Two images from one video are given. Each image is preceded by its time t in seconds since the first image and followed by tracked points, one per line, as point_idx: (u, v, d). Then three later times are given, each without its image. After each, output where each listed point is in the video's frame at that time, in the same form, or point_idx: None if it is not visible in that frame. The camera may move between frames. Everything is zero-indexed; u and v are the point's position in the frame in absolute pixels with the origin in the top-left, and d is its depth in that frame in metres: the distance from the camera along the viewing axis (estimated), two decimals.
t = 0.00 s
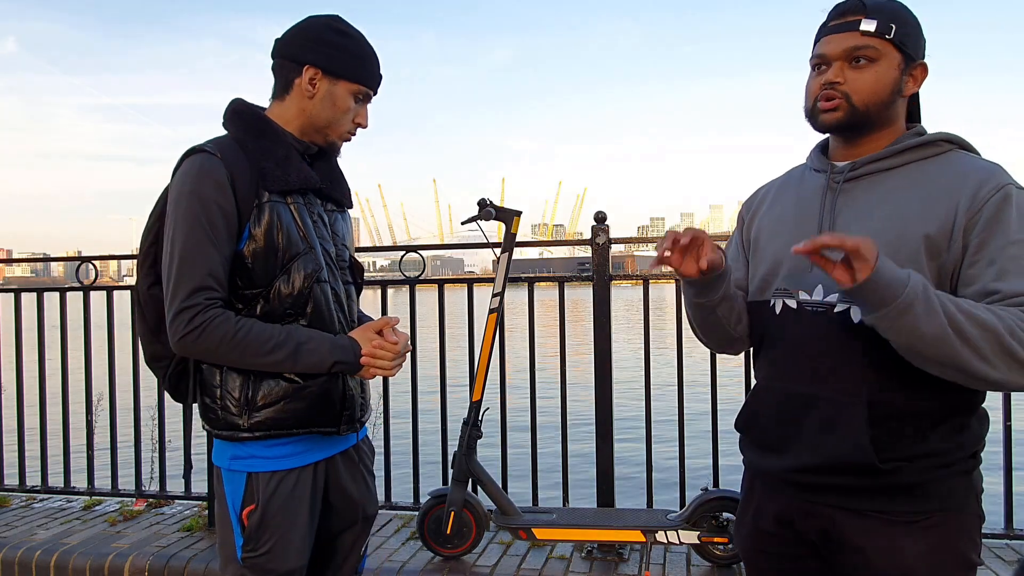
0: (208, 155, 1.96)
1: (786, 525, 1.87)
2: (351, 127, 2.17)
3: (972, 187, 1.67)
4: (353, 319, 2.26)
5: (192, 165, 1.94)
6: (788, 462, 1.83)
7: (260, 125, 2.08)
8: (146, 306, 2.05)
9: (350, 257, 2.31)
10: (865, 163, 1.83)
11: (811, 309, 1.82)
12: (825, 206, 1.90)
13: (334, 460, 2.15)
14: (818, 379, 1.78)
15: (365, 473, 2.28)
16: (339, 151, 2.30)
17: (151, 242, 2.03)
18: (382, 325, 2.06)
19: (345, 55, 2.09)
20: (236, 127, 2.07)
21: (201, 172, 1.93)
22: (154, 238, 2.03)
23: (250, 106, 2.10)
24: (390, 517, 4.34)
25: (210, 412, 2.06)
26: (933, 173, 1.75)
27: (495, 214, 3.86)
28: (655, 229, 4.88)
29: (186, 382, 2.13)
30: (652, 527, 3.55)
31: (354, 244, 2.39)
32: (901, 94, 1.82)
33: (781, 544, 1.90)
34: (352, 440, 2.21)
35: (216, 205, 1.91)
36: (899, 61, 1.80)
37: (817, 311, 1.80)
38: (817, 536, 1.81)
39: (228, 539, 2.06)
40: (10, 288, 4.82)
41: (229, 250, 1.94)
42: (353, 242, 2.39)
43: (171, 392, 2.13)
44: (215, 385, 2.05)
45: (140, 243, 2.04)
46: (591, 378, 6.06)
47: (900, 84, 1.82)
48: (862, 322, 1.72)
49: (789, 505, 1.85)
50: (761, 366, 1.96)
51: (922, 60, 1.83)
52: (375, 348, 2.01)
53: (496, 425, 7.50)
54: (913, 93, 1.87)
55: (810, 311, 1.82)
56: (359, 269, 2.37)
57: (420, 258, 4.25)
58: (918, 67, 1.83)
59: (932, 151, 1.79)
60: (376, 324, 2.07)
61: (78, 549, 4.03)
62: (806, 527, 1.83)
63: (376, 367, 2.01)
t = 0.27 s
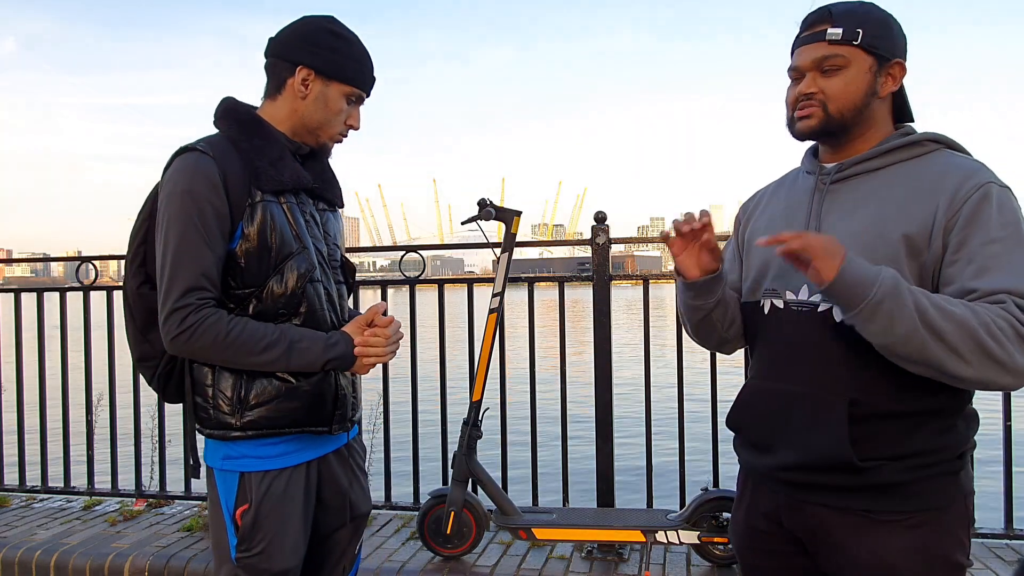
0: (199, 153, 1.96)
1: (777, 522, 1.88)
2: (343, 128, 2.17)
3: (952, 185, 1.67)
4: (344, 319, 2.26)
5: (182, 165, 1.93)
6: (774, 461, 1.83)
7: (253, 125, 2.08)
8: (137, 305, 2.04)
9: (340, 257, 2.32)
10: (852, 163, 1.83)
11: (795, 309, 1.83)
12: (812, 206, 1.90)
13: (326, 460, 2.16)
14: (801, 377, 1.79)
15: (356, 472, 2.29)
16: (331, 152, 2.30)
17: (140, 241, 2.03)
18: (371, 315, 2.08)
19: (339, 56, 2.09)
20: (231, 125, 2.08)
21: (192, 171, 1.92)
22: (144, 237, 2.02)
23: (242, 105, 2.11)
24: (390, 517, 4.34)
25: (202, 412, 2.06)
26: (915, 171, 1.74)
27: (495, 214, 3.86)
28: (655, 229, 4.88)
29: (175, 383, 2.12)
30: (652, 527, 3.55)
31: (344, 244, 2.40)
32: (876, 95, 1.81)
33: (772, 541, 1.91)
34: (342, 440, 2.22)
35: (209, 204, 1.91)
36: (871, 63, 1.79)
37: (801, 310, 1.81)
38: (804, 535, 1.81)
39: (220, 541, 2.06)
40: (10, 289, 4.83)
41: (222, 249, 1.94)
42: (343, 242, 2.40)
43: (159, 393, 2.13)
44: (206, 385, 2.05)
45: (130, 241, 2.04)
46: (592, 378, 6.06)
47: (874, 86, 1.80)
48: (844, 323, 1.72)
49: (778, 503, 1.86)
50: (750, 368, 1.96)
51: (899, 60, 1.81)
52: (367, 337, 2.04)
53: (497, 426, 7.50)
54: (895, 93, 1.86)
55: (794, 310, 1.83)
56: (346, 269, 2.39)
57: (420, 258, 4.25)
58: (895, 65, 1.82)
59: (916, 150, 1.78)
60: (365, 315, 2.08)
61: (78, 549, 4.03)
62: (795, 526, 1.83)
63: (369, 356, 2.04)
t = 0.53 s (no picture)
0: (184, 153, 1.96)
1: (771, 519, 1.89)
2: (331, 126, 2.16)
3: (931, 181, 1.66)
4: (334, 318, 2.26)
5: (163, 167, 1.94)
6: (767, 457, 1.85)
7: (238, 123, 2.07)
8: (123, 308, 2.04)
9: (331, 257, 2.32)
10: (840, 163, 1.83)
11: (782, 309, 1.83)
12: (802, 204, 1.91)
13: (318, 459, 2.15)
14: (790, 375, 1.80)
15: (351, 471, 2.29)
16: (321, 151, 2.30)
17: (128, 241, 2.03)
18: (362, 318, 2.05)
19: (326, 54, 2.09)
20: (216, 124, 2.07)
21: (175, 171, 1.92)
22: (131, 238, 2.03)
23: (229, 104, 2.10)
24: (390, 516, 4.34)
25: (190, 413, 2.06)
26: (897, 170, 1.74)
27: (495, 214, 3.86)
28: (655, 229, 4.88)
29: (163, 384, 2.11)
30: (652, 527, 3.55)
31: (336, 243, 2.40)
32: (884, 97, 1.83)
33: (767, 538, 1.92)
34: (335, 439, 2.22)
35: (193, 204, 1.91)
36: (881, 65, 1.80)
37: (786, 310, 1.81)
38: (796, 531, 1.82)
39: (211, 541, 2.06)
40: (10, 289, 4.83)
41: (207, 249, 1.94)
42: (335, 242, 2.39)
43: (150, 394, 2.13)
44: (193, 386, 2.04)
45: (119, 242, 2.04)
46: (592, 378, 6.05)
47: (883, 87, 1.82)
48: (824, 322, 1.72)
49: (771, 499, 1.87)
50: (747, 367, 1.96)
51: (900, 63, 1.84)
52: (357, 340, 2.02)
53: (497, 426, 7.50)
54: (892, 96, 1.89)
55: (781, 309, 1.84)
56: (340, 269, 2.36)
57: (420, 258, 4.25)
58: (897, 68, 1.85)
59: (901, 148, 1.77)
60: (356, 318, 2.06)
61: (78, 549, 4.03)
62: (788, 523, 1.84)
63: (358, 359, 2.01)
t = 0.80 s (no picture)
0: (167, 153, 1.96)
1: (774, 520, 1.89)
2: (315, 124, 2.16)
3: (938, 181, 1.66)
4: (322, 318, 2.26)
5: (146, 168, 1.93)
6: (770, 458, 1.85)
7: (224, 123, 2.08)
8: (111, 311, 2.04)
9: (319, 257, 2.32)
10: (846, 163, 1.83)
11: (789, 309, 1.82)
12: (806, 205, 1.90)
13: (310, 461, 2.15)
14: (796, 376, 1.80)
15: (348, 472, 2.28)
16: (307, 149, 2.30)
17: (113, 244, 2.02)
18: (350, 319, 2.04)
19: (308, 51, 2.08)
20: (201, 125, 2.07)
21: (157, 171, 1.92)
22: (116, 241, 2.01)
23: (214, 104, 2.10)
24: (390, 517, 4.34)
25: (175, 416, 2.05)
26: (903, 171, 1.74)
27: (495, 214, 3.86)
28: (655, 229, 4.88)
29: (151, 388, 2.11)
30: (652, 527, 3.55)
31: (323, 243, 2.40)
32: (871, 96, 1.81)
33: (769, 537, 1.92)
34: (327, 441, 2.21)
35: (176, 204, 1.91)
36: (869, 64, 1.79)
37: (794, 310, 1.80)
38: (799, 532, 1.82)
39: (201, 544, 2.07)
40: (10, 289, 4.83)
41: (190, 250, 1.94)
42: (325, 243, 2.40)
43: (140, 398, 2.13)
44: (178, 388, 2.03)
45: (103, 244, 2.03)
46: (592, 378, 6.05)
47: (870, 86, 1.80)
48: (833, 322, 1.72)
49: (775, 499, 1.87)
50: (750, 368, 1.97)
51: (898, 60, 1.80)
52: (345, 341, 2.01)
53: (497, 426, 7.50)
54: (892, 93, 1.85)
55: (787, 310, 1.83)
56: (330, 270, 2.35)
57: (420, 258, 4.25)
58: (894, 66, 1.80)
59: (909, 149, 1.76)
60: (344, 319, 2.05)
61: (78, 549, 4.03)
62: (790, 523, 1.84)
63: (346, 361, 2.00)
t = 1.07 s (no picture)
0: (153, 154, 1.96)
1: (775, 521, 1.88)
2: (301, 120, 2.15)
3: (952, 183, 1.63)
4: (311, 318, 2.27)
5: (130, 169, 1.93)
6: (772, 456, 1.84)
7: (206, 121, 2.07)
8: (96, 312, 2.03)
9: (307, 257, 2.32)
10: (858, 159, 1.81)
11: (796, 305, 1.82)
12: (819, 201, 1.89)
13: (302, 462, 2.15)
14: (802, 375, 1.79)
15: (339, 472, 2.28)
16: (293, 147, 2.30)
17: (97, 246, 2.01)
18: (340, 318, 2.06)
19: (290, 47, 2.08)
20: (184, 123, 2.06)
21: (142, 171, 1.92)
22: (100, 242, 2.01)
23: (198, 103, 2.08)
24: (390, 517, 4.34)
25: (163, 422, 2.05)
26: (917, 169, 1.71)
27: (495, 214, 3.86)
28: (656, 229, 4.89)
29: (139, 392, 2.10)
30: (652, 527, 3.55)
31: (309, 243, 2.41)
32: (855, 99, 1.80)
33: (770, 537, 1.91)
34: (318, 442, 2.21)
35: (162, 205, 1.91)
36: (848, 69, 1.79)
37: (800, 306, 1.81)
38: (799, 532, 1.82)
39: (193, 548, 2.07)
40: (10, 289, 4.82)
41: (178, 250, 1.94)
42: (310, 242, 2.40)
43: (127, 403, 2.12)
44: (167, 392, 2.03)
45: (88, 244, 2.02)
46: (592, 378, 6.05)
47: (852, 90, 1.79)
48: (843, 320, 1.71)
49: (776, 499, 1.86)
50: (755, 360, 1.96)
51: (881, 58, 1.77)
52: (336, 339, 2.03)
53: (497, 426, 7.50)
54: (884, 91, 1.80)
55: (795, 307, 1.83)
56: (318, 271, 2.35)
57: (420, 258, 4.25)
58: (879, 65, 1.77)
59: (924, 149, 1.73)
60: (333, 317, 2.07)
61: (78, 549, 4.03)
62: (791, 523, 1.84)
63: (337, 358, 2.02)
